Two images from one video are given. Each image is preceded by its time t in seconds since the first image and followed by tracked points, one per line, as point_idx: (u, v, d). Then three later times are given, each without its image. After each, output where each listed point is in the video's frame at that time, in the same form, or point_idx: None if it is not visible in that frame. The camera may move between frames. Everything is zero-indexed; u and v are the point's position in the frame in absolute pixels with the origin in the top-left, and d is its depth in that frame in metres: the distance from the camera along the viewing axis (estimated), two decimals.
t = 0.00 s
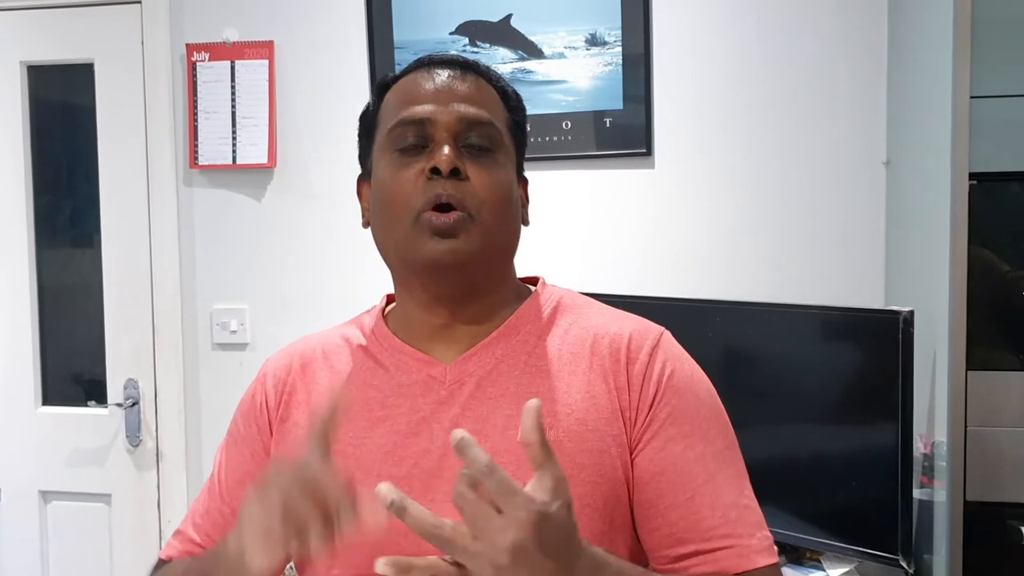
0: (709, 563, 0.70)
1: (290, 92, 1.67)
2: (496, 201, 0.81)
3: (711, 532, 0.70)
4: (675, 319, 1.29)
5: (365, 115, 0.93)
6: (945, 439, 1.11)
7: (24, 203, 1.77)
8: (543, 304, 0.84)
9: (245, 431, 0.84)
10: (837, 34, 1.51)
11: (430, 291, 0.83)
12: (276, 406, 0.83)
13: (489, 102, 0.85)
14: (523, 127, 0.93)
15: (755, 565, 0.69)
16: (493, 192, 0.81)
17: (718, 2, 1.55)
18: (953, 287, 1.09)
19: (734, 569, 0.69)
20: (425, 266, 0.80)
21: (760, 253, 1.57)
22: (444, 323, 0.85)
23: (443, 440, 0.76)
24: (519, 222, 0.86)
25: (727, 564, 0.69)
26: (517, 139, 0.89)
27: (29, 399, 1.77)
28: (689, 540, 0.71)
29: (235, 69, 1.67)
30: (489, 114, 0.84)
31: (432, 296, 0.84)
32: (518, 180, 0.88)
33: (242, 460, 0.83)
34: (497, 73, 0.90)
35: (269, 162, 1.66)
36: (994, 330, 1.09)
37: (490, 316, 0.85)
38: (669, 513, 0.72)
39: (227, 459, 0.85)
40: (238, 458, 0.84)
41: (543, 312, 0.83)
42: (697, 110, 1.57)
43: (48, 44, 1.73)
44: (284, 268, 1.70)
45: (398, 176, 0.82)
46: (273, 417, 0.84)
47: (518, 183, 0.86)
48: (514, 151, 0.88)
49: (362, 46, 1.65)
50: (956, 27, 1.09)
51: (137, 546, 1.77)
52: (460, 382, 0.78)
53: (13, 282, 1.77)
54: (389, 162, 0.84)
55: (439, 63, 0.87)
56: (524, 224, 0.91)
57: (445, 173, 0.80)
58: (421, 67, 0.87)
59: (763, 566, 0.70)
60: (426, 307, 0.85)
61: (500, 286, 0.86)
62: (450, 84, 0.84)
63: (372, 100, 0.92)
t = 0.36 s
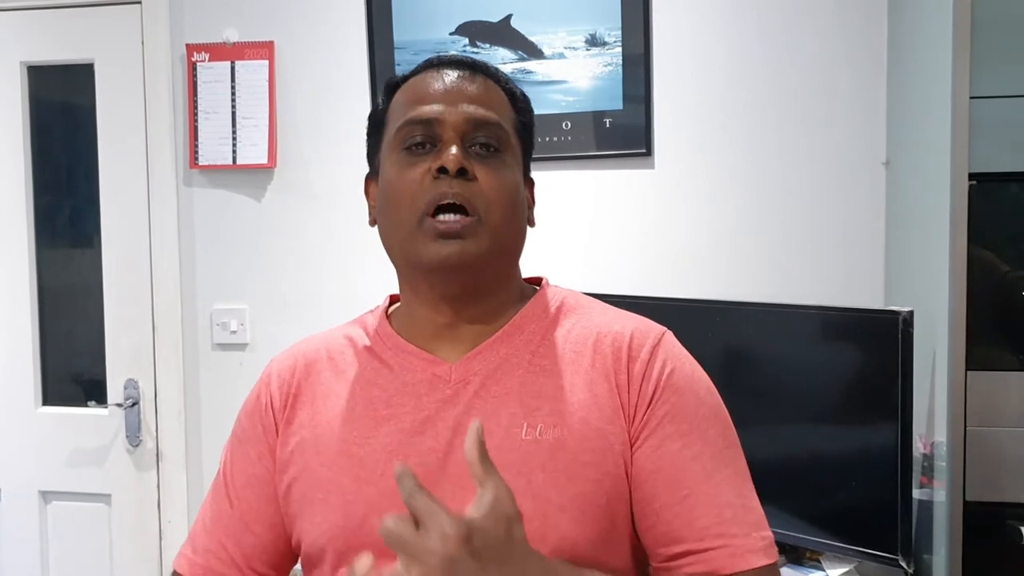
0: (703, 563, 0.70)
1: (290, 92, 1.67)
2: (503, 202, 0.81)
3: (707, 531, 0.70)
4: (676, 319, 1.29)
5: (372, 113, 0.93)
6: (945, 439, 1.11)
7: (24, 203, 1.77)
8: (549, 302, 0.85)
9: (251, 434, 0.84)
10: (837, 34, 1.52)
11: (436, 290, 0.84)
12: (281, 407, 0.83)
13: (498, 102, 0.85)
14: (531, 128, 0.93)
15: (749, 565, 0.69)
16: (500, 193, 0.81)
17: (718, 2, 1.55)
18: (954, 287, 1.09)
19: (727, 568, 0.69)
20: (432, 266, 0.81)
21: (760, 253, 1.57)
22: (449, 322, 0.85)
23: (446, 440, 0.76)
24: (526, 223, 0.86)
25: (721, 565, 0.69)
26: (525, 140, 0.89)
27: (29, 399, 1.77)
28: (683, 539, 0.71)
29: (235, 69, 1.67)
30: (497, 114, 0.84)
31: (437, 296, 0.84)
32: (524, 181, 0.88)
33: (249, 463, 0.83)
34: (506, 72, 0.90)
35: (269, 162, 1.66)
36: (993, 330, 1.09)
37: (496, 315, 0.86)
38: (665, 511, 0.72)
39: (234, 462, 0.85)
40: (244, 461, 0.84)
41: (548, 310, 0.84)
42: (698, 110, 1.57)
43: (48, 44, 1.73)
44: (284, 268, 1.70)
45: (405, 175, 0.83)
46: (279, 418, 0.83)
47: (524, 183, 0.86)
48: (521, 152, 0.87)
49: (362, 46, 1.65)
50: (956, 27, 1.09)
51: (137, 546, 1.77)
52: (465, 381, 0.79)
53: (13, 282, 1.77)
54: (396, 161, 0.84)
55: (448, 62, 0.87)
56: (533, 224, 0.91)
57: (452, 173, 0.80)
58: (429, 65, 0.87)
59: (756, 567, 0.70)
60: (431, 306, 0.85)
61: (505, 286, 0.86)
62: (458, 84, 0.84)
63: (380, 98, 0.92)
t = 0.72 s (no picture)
0: (713, 569, 0.71)
1: (290, 92, 1.67)
2: (506, 202, 0.81)
3: (716, 537, 0.71)
4: (676, 320, 1.29)
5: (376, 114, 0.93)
6: (945, 439, 1.11)
7: (24, 203, 1.77)
8: (554, 302, 0.86)
9: (253, 436, 0.84)
10: (837, 33, 1.52)
11: (439, 291, 0.84)
12: (281, 409, 0.83)
13: (503, 103, 0.85)
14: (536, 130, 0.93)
15: (758, 570, 0.70)
16: (504, 193, 0.81)
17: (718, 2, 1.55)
18: (953, 287, 1.09)
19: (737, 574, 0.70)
20: (435, 266, 0.81)
21: (761, 253, 1.57)
22: (452, 322, 0.85)
23: (448, 440, 0.76)
24: (529, 224, 0.86)
25: (729, 571, 0.70)
26: (530, 141, 0.89)
27: (29, 399, 1.77)
28: (692, 545, 0.72)
29: (235, 69, 1.67)
30: (501, 115, 0.84)
31: (440, 296, 0.84)
32: (529, 182, 0.88)
33: (250, 465, 0.84)
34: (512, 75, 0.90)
35: (269, 162, 1.66)
36: (994, 329, 1.09)
37: (499, 316, 0.86)
38: (671, 518, 0.73)
39: (235, 464, 0.85)
40: (245, 463, 0.84)
41: (552, 311, 0.84)
42: (698, 110, 1.57)
43: (47, 44, 1.73)
44: (284, 268, 1.70)
45: (409, 175, 0.83)
46: (280, 420, 0.83)
47: (528, 185, 0.86)
48: (525, 153, 0.88)
49: (362, 45, 1.65)
50: (956, 27, 1.09)
51: (138, 546, 1.77)
52: (467, 384, 0.79)
53: (13, 282, 1.77)
54: (400, 161, 0.84)
55: (454, 63, 0.87)
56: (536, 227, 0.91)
57: (456, 173, 0.80)
58: (435, 66, 0.87)
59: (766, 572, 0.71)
60: (434, 306, 0.85)
61: (509, 287, 0.86)
62: (463, 84, 0.84)
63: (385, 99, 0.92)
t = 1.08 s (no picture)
0: (732, 560, 0.72)
1: (290, 92, 1.67)
2: (507, 204, 0.81)
3: (730, 530, 0.72)
4: (676, 319, 1.29)
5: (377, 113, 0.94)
6: (945, 439, 1.11)
7: (24, 203, 1.77)
8: (555, 301, 0.85)
9: (251, 429, 0.85)
10: (837, 34, 1.52)
11: (439, 293, 0.83)
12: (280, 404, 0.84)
13: (503, 104, 0.85)
14: (537, 130, 0.93)
15: (772, 561, 0.71)
16: (505, 194, 0.81)
17: (718, 2, 1.55)
18: (953, 288, 1.09)
19: (754, 565, 0.71)
20: (434, 268, 0.80)
21: (761, 254, 1.57)
22: (453, 322, 0.85)
23: (447, 441, 0.76)
24: (530, 225, 0.86)
25: (748, 561, 0.71)
26: (531, 142, 0.89)
27: (29, 399, 1.77)
28: (708, 539, 0.73)
29: (235, 69, 1.67)
30: (502, 117, 0.84)
31: (439, 298, 0.84)
32: (530, 181, 0.88)
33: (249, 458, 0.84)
34: (513, 76, 0.90)
35: (269, 162, 1.67)
36: (993, 330, 1.09)
37: (499, 316, 0.86)
38: (688, 514, 0.74)
39: (233, 458, 0.85)
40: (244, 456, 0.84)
41: (554, 307, 0.84)
42: (698, 110, 1.57)
43: (47, 44, 1.73)
44: (284, 268, 1.70)
45: (409, 176, 0.83)
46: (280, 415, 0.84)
47: (529, 186, 0.86)
48: (527, 154, 0.87)
49: (362, 46, 1.65)
50: (956, 27, 1.09)
51: (137, 547, 1.77)
52: (468, 378, 0.78)
53: (13, 282, 1.77)
54: (400, 162, 0.84)
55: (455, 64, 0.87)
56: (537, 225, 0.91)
57: (456, 174, 0.80)
58: (435, 68, 0.87)
59: (777, 561, 0.72)
60: (434, 306, 0.85)
61: (509, 289, 0.86)
62: (463, 86, 0.84)
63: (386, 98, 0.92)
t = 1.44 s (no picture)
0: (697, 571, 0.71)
1: (290, 92, 1.67)
2: (509, 221, 0.82)
3: (700, 539, 0.71)
4: (675, 319, 1.29)
5: (370, 114, 0.92)
6: (945, 439, 1.11)
7: (24, 203, 1.77)
8: (547, 312, 0.84)
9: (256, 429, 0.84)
10: (837, 34, 1.52)
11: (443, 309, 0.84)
12: (284, 402, 0.84)
13: (501, 114, 0.84)
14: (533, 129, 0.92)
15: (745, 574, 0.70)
16: (507, 213, 0.81)
17: (718, 2, 1.55)
18: (953, 289, 1.09)
19: None
20: (439, 289, 0.81)
21: (761, 255, 1.57)
22: (454, 333, 0.85)
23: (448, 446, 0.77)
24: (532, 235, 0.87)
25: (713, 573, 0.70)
26: (529, 147, 0.89)
27: (29, 399, 1.77)
28: (681, 546, 0.72)
29: (235, 69, 1.67)
30: (501, 130, 0.83)
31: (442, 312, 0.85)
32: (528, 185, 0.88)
33: (251, 459, 0.83)
34: (506, 73, 0.87)
35: (269, 162, 1.67)
36: (993, 330, 1.09)
37: (499, 324, 0.85)
38: (664, 517, 0.73)
39: (234, 458, 0.85)
40: (245, 455, 0.84)
41: (547, 323, 0.83)
42: (698, 110, 1.57)
43: (47, 44, 1.73)
44: (284, 268, 1.70)
45: (410, 196, 0.83)
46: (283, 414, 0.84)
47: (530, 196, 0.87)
48: (526, 161, 0.87)
49: (362, 46, 1.65)
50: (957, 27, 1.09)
51: (137, 547, 1.77)
52: (468, 384, 0.79)
53: (13, 282, 1.77)
54: (401, 180, 0.84)
55: (449, 69, 0.84)
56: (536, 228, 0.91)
57: (459, 198, 0.80)
58: (428, 72, 0.85)
59: None
60: (435, 318, 0.86)
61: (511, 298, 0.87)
62: (460, 99, 0.82)
63: (377, 100, 0.90)
